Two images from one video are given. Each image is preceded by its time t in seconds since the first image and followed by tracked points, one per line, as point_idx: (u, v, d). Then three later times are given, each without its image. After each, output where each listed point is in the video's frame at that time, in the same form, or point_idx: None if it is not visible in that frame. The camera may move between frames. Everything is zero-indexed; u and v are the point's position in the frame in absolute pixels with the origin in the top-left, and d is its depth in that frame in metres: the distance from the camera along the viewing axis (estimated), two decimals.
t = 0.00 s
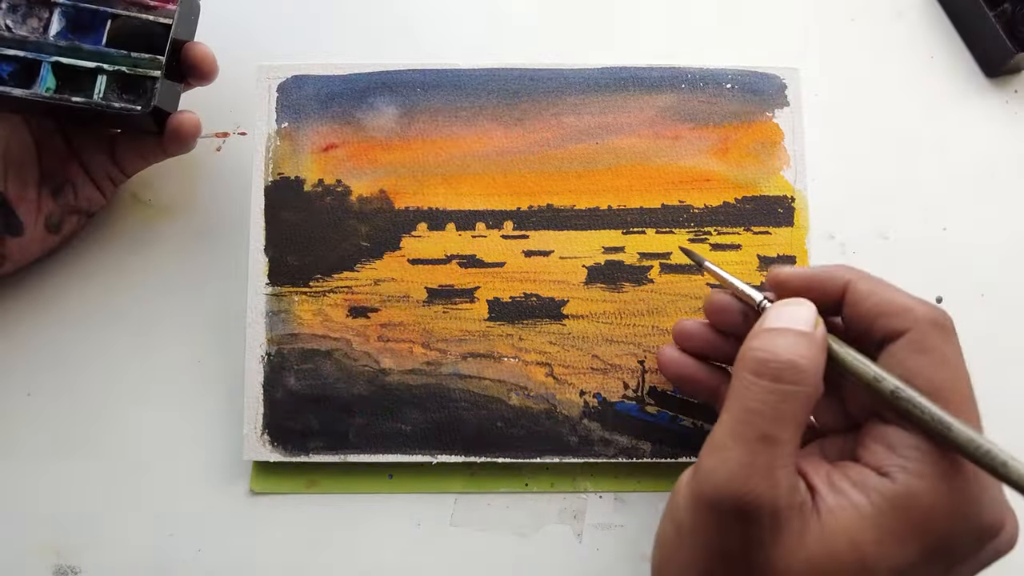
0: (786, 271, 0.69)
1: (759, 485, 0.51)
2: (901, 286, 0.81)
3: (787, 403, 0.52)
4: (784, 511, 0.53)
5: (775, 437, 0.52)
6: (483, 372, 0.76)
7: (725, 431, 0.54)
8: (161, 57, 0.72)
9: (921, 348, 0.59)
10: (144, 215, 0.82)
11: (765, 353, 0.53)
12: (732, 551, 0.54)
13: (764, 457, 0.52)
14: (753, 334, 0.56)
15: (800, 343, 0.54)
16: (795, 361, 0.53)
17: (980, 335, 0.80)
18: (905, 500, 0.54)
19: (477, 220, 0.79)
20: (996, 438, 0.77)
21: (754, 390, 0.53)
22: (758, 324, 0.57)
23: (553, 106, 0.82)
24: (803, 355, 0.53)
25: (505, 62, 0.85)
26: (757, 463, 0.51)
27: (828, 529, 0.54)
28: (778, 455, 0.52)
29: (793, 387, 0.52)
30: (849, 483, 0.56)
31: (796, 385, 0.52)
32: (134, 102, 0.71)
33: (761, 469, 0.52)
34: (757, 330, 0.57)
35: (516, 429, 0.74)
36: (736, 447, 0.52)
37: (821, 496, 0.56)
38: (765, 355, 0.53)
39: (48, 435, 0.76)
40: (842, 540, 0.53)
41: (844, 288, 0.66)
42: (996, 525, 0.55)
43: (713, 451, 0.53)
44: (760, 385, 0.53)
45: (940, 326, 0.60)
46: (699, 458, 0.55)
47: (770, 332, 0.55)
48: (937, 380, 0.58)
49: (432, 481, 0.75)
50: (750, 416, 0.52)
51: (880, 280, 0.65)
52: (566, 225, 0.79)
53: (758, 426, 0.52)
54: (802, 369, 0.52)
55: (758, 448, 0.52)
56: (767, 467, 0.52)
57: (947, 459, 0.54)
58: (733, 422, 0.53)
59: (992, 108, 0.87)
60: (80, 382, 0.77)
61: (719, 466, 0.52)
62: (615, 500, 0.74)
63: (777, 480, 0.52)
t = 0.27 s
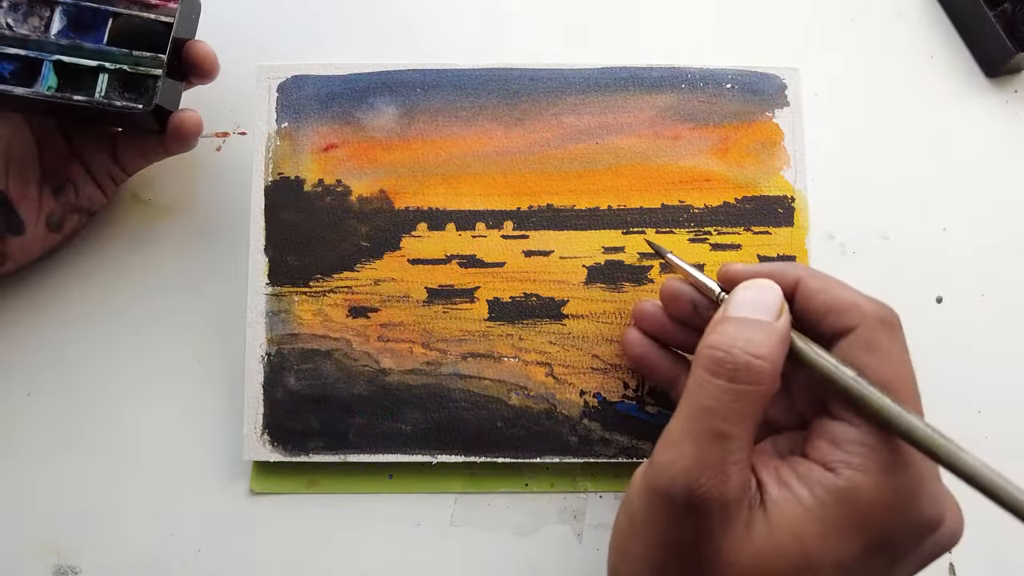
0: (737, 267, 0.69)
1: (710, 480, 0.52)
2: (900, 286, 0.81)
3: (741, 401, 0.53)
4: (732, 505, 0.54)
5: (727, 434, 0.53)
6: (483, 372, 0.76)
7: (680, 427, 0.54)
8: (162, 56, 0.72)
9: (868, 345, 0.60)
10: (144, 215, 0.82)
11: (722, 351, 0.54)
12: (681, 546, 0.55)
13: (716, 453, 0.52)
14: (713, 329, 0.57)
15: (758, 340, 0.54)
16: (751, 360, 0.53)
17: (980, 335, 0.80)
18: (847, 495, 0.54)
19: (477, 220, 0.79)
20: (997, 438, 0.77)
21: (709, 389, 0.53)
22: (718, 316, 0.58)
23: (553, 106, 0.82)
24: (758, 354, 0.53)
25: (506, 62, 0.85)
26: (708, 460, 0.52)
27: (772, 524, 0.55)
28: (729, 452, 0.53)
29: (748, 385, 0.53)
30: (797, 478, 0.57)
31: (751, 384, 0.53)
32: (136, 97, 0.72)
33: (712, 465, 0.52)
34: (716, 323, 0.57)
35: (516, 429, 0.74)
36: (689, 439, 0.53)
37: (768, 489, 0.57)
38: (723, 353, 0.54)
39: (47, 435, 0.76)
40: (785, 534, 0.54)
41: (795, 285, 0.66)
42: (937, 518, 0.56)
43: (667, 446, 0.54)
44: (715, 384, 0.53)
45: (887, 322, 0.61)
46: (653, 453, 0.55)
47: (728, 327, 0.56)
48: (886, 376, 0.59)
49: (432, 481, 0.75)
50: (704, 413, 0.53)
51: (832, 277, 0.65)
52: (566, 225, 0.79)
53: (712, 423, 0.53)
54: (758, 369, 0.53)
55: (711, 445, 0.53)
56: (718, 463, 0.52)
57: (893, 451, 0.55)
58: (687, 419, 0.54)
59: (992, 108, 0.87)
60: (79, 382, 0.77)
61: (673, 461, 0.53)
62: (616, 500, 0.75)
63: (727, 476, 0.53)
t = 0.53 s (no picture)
0: (718, 266, 0.69)
1: (675, 478, 0.53)
2: (900, 285, 0.81)
3: (705, 400, 0.53)
4: (700, 502, 0.54)
5: (691, 432, 0.53)
6: (483, 372, 0.76)
7: (648, 426, 0.55)
8: (162, 55, 0.71)
9: (842, 344, 0.59)
10: (144, 215, 0.82)
11: (687, 350, 0.54)
12: (652, 543, 0.55)
13: (680, 450, 0.53)
14: (683, 329, 0.57)
15: (724, 340, 0.54)
16: (714, 359, 0.53)
17: (980, 335, 0.80)
18: (814, 493, 0.53)
19: (477, 220, 0.79)
20: (997, 438, 0.77)
21: (674, 387, 0.54)
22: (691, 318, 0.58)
23: (553, 106, 0.82)
24: (722, 353, 0.53)
25: (506, 62, 0.85)
26: (672, 457, 0.53)
27: (741, 521, 0.54)
28: (694, 449, 0.53)
29: (712, 384, 0.53)
30: (769, 477, 0.56)
31: (715, 383, 0.53)
32: (135, 96, 0.72)
33: (677, 462, 0.53)
34: (688, 324, 0.57)
35: (516, 429, 0.74)
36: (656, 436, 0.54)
37: (739, 487, 0.56)
38: (688, 352, 0.54)
39: (47, 435, 0.76)
40: (754, 531, 0.53)
41: (773, 283, 0.66)
42: (909, 518, 0.55)
43: (636, 444, 0.55)
44: (679, 382, 0.54)
45: (863, 320, 0.60)
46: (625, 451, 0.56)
47: (698, 328, 0.56)
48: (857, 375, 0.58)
49: (432, 481, 0.75)
50: (670, 411, 0.53)
51: (810, 275, 0.64)
52: (566, 225, 0.79)
53: (676, 421, 0.53)
54: (721, 367, 0.53)
55: (676, 442, 0.53)
56: (683, 461, 0.53)
57: (860, 452, 0.53)
58: (655, 417, 0.55)
59: (992, 108, 0.87)
60: (79, 382, 0.77)
61: (639, 459, 0.54)
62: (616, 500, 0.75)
63: (692, 474, 0.53)
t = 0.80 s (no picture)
0: (707, 266, 0.68)
1: (666, 469, 0.53)
2: (900, 285, 0.81)
3: (696, 393, 0.53)
4: (690, 493, 0.54)
5: (682, 424, 0.53)
6: (483, 372, 0.76)
7: (641, 417, 0.55)
8: (162, 55, 0.71)
9: (827, 340, 0.59)
10: (144, 215, 0.82)
11: (677, 343, 0.54)
12: (643, 534, 0.55)
13: (672, 442, 0.53)
14: (676, 323, 0.57)
15: (714, 333, 0.54)
16: (704, 352, 0.53)
17: (980, 335, 0.80)
18: (801, 487, 0.54)
19: (477, 220, 0.79)
20: (997, 438, 0.77)
21: (664, 380, 0.54)
22: (683, 312, 0.58)
23: (553, 106, 0.82)
24: (711, 346, 0.53)
25: (506, 62, 0.85)
26: (663, 448, 0.53)
27: (728, 513, 0.54)
28: (685, 441, 0.53)
29: (702, 377, 0.53)
30: (757, 469, 0.57)
31: (705, 376, 0.53)
32: (135, 96, 0.72)
33: (669, 454, 0.53)
34: (681, 318, 0.57)
35: (516, 429, 0.74)
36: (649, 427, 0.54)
37: (726, 478, 0.57)
38: (678, 345, 0.54)
39: (47, 435, 0.76)
40: (741, 522, 0.54)
41: (759, 280, 0.66)
42: (897, 514, 0.54)
43: (629, 436, 0.55)
44: (670, 375, 0.54)
45: (846, 315, 0.59)
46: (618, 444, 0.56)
47: (689, 322, 0.56)
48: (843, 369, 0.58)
49: (431, 481, 0.75)
50: (661, 404, 0.54)
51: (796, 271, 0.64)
52: (566, 225, 0.79)
53: (667, 413, 0.53)
54: (711, 361, 0.53)
55: (667, 434, 0.53)
56: (675, 452, 0.53)
57: (846, 445, 0.54)
58: (647, 409, 0.55)
59: (992, 108, 0.87)
60: (79, 382, 0.77)
61: (632, 449, 0.54)
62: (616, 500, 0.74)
63: (682, 464, 0.53)
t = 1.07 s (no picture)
0: (705, 266, 0.68)
1: (665, 466, 0.53)
2: (900, 285, 0.81)
3: (693, 392, 0.53)
4: (689, 490, 0.54)
5: (681, 422, 0.53)
6: (483, 372, 0.76)
7: (640, 415, 0.55)
8: (162, 55, 0.72)
9: (823, 339, 0.59)
10: (144, 215, 0.82)
11: (675, 342, 0.54)
12: (642, 529, 0.56)
13: (670, 440, 0.53)
14: (674, 322, 0.57)
15: (712, 332, 0.54)
16: (701, 351, 0.53)
17: (980, 335, 0.80)
18: (798, 486, 0.54)
19: (477, 220, 0.79)
20: (997, 438, 0.77)
21: (662, 379, 0.54)
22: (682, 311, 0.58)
23: (553, 106, 0.82)
24: (708, 344, 0.53)
25: (506, 62, 0.85)
26: (662, 446, 0.53)
27: (726, 510, 0.54)
28: (684, 439, 0.53)
29: (700, 375, 0.53)
30: (755, 467, 0.56)
31: (702, 374, 0.53)
32: (135, 96, 0.72)
33: (668, 452, 0.53)
34: (679, 317, 0.57)
35: (516, 429, 0.74)
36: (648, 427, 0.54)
37: (723, 475, 0.57)
38: (676, 344, 0.54)
39: (47, 435, 0.76)
40: (738, 519, 0.54)
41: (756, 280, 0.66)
42: (893, 512, 0.54)
43: (628, 433, 0.55)
44: (668, 374, 0.54)
45: (842, 314, 0.59)
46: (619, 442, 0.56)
47: (687, 320, 0.56)
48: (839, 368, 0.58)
49: (431, 481, 0.75)
50: (659, 402, 0.54)
51: (792, 270, 0.64)
52: (566, 225, 0.79)
53: (665, 411, 0.53)
54: (709, 359, 0.53)
55: (665, 432, 0.53)
56: (673, 450, 0.53)
57: (844, 444, 0.53)
58: (646, 408, 0.55)
59: (992, 108, 0.87)
60: (79, 382, 0.77)
61: (632, 447, 0.54)
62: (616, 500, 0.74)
63: (680, 462, 0.53)
